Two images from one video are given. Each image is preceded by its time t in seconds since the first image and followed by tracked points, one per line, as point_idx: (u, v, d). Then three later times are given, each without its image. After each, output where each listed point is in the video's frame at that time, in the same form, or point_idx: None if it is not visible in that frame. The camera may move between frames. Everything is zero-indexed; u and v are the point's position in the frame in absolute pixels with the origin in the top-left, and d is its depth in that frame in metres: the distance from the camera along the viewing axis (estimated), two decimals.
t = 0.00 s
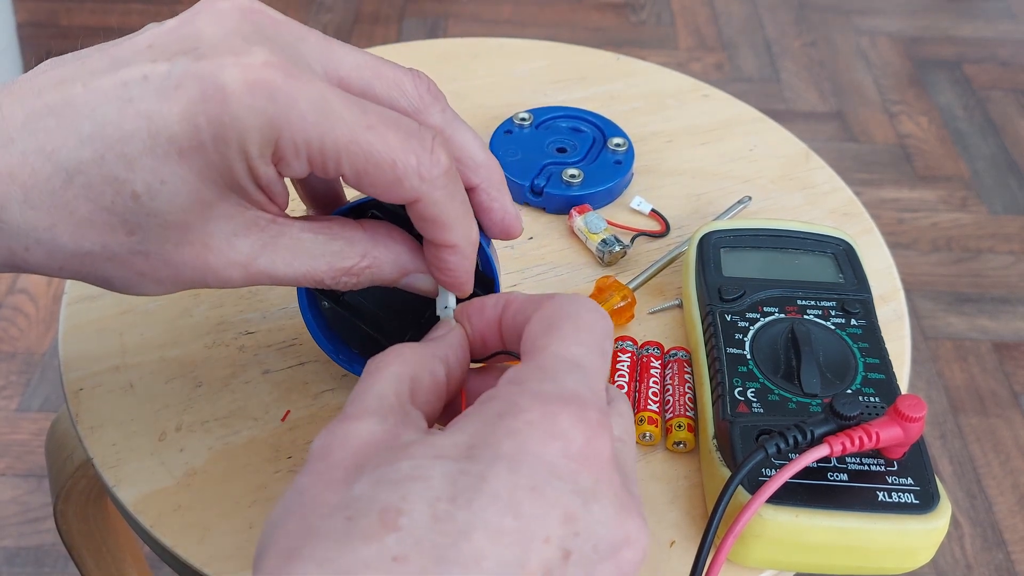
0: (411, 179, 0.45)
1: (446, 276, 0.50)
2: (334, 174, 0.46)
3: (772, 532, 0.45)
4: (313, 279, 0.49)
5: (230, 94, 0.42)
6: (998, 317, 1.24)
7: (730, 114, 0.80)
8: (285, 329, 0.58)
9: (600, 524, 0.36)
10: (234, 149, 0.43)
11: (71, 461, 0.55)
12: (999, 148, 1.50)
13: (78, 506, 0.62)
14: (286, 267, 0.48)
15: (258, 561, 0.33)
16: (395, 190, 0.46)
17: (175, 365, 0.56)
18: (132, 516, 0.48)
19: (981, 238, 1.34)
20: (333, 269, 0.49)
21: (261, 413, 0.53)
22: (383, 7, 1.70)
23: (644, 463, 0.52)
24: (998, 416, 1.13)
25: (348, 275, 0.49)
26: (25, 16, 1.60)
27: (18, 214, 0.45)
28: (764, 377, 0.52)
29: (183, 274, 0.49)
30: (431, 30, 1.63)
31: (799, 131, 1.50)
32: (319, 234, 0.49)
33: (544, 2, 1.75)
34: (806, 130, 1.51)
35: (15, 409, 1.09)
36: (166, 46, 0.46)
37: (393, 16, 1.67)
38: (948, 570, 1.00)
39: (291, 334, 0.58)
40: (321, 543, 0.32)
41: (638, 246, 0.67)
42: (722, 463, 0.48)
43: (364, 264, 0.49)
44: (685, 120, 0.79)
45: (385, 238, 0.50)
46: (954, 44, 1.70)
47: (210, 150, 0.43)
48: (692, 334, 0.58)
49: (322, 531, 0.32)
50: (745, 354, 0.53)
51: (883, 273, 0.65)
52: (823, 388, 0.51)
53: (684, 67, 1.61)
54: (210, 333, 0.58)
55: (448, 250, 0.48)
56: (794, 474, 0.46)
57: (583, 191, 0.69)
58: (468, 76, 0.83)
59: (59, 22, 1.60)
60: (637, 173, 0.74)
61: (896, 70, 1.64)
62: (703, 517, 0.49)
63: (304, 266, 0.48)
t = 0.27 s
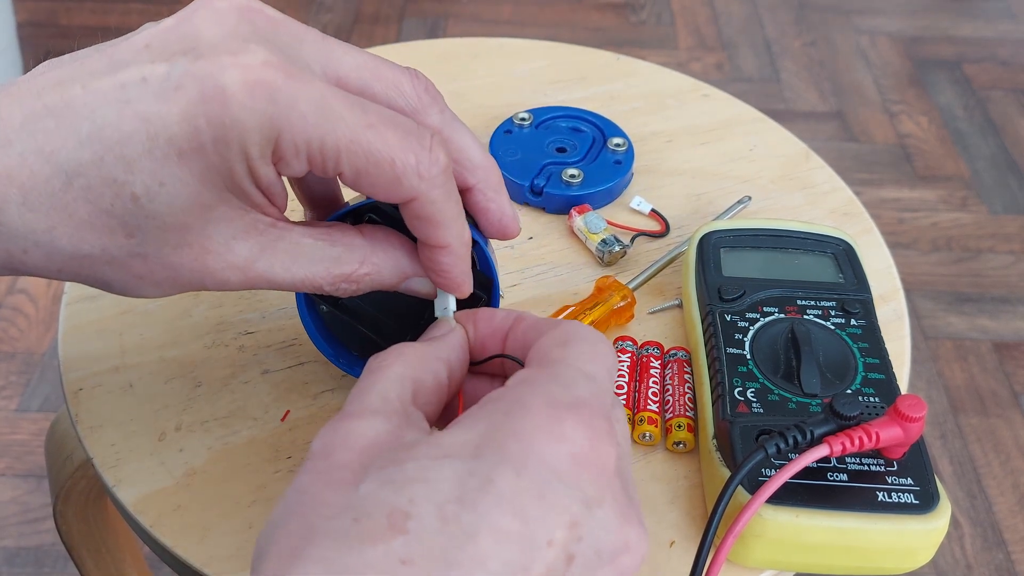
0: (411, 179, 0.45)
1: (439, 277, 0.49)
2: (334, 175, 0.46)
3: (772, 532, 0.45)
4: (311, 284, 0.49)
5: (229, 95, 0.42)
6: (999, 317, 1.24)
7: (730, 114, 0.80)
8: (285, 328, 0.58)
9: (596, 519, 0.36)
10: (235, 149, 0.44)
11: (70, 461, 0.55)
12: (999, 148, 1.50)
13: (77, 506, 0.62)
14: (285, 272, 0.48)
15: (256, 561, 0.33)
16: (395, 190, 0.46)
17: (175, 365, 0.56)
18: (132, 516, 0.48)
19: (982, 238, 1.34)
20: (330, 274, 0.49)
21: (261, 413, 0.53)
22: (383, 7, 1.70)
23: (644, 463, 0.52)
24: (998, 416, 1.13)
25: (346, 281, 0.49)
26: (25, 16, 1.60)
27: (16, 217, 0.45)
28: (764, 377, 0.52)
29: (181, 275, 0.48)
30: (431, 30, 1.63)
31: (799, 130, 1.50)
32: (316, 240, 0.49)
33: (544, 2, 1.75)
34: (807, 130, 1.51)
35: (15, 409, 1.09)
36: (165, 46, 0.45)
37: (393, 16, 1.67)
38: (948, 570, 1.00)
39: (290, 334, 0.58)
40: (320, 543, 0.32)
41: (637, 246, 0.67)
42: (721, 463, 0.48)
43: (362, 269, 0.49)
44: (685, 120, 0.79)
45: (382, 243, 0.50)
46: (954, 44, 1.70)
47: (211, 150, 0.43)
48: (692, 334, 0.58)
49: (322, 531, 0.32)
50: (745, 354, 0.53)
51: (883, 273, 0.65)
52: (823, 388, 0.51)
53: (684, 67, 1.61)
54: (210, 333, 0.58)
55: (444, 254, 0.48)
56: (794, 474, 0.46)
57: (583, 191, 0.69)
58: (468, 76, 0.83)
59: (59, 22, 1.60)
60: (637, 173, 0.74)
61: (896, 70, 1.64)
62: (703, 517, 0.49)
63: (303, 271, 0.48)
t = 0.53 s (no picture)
0: (408, 189, 0.46)
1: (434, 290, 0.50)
2: (330, 185, 0.46)
3: (772, 532, 0.45)
4: (309, 298, 0.49)
5: (226, 103, 0.42)
6: (998, 317, 1.24)
7: (730, 114, 0.80)
8: (285, 329, 0.58)
9: (594, 520, 0.36)
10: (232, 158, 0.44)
11: (70, 461, 0.55)
12: (998, 148, 1.50)
13: (77, 507, 0.62)
14: (283, 286, 0.48)
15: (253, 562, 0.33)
16: (392, 200, 0.46)
17: (175, 366, 0.56)
18: (132, 516, 0.48)
19: (981, 238, 1.34)
20: (328, 288, 0.49)
21: (261, 413, 0.53)
22: (383, 8, 1.70)
23: (644, 462, 0.52)
24: (998, 416, 1.13)
25: (344, 294, 0.49)
26: (25, 17, 1.60)
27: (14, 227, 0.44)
28: (764, 378, 0.52)
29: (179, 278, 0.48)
30: (431, 30, 1.63)
31: (798, 130, 1.50)
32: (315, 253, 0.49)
33: (544, 2, 1.75)
34: (806, 130, 1.51)
35: (15, 409, 1.09)
36: (160, 53, 0.45)
37: (393, 17, 1.67)
38: (948, 570, 1.00)
39: (290, 334, 0.58)
40: (318, 542, 0.32)
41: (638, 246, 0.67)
42: (721, 463, 0.48)
43: (360, 283, 0.49)
44: (685, 120, 0.79)
45: (381, 257, 0.50)
46: (954, 44, 1.70)
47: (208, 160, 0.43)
48: (692, 334, 0.58)
49: (319, 531, 0.32)
50: (745, 355, 0.53)
51: (883, 273, 0.65)
52: (823, 388, 0.51)
53: (684, 67, 1.61)
54: (210, 334, 0.58)
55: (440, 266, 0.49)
56: (794, 475, 0.46)
57: (583, 191, 0.69)
58: (468, 76, 0.83)
59: (59, 23, 1.60)
60: (637, 173, 0.74)
61: (896, 70, 1.64)
62: (703, 517, 0.49)
63: (299, 284, 0.48)
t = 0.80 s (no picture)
0: (408, 178, 0.46)
1: (436, 282, 0.50)
2: (330, 175, 0.47)
3: (772, 532, 0.45)
4: (306, 292, 0.49)
5: (222, 94, 0.42)
6: (998, 317, 1.24)
7: (730, 114, 0.80)
8: (285, 329, 0.58)
9: (593, 521, 0.36)
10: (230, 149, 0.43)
11: (71, 461, 0.55)
12: (998, 148, 1.50)
13: (77, 506, 0.62)
14: (279, 280, 0.48)
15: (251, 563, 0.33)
16: (393, 190, 0.47)
17: (175, 366, 0.56)
18: (132, 516, 0.48)
19: (981, 238, 1.34)
20: (325, 281, 0.49)
21: (261, 413, 0.53)
22: (383, 7, 1.70)
23: (644, 462, 0.52)
24: (998, 416, 1.13)
25: (342, 288, 0.50)
26: (25, 17, 1.60)
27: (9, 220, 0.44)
28: (765, 378, 0.52)
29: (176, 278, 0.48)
30: (431, 30, 1.63)
31: (798, 130, 1.50)
32: (313, 248, 0.49)
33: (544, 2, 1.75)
34: (806, 130, 1.51)
35: (16, 409, 1.09)
36: (154, 47, 0.45)
37: (393, 17, 1.67)
38: (948, 570, 1.00)
39: (290, 334, 0.58)
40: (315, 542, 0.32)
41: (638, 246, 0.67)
42: (721, 463, 0.48)
43: (357, 276, 0.50)
44: (685, 120, 0.79)
45: (377, 250, 0.50)
46: (954, 44, 1.70)
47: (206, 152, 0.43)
48: (692, 334, 0.58)
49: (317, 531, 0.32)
50: (745, 355, 0.53)
51: (883, 272, 0.65)
52: (823, 388, 0.51)
53: (684, 67, 1.61)
54: (210, 334, 0.58)
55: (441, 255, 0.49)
56: (794, 474, 0.46)
57: (583, 191, 0.69)
58: (468, 76, 0.83)
59: (59, 23, 1.60)
60: (637, 173, 0.74)
61: (895, 70, 1.64)
62: (703, 517, 0.49)
63: (295, 278, 0.48)
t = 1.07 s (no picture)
0: (402, 136, 0.47)
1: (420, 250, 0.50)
2: (323, 132, 0.48)
3: (772, 532, 0.45)
4: (282, 251, 0.49)
5: (223, 47, 0.43)
6: (999, 317, 1.24)
7: (730, 115, 0.80)
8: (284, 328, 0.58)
9: (591, 520, 0.36)
10: (225, 100, 0.44)
11: (71, 460, 0.55)
12: (999, 148, 1.50)
13: (77, 506, 0.62)
14: (258, 236, 0.49)
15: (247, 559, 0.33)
16: (386, 148, 0.48)
17: (175, 365, 0.56)
18: (132, 516, 0.48)
19: (982, 238, 1.34)
20: (304, 241, 0.49)
21: (261, 412, 0.53)
22: (383, 7, 1.69)
23: (644, 462, 0.52)
24: (998, 416, 1.13)
25: (317, 251, 0.49)
26: (25, 16, 1.60)
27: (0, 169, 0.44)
28: (764, 378, 0.52)
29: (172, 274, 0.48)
30: (431, 30, 1.63)
31: (798, 130, 1.50)
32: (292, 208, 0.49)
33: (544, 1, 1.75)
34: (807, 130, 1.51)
35: (16, 409, 1.09)
36: (168, 15, 0.47)
37: (394, 16, 1.67)
38: (948, 570, 1.00)
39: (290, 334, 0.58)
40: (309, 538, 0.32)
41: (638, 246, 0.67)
42: (722, 463, 0.48)
43: (333, 239, 0.49)
44: (685, 120, 0.79)
45: (359, 220, 0.50)
46: (954, 44, 1.70)
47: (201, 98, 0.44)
48: (692, 334, 0.58)
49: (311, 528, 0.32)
50: (745, 354, 0.53)
51: (883, 273, 0.65)
52: (823, 388, 0.51)
53: (684, 66, 1.61)
54: (210, 333, 0.58)
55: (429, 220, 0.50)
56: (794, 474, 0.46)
57: (583, 191, 0.69)
58: (468, 76, 0.83)
59: (60, 22, 1.60)
60: (637, 173, 0.74)
61: (896, 70, 1.64)
62: (703, 517, 0.49)
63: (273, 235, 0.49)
